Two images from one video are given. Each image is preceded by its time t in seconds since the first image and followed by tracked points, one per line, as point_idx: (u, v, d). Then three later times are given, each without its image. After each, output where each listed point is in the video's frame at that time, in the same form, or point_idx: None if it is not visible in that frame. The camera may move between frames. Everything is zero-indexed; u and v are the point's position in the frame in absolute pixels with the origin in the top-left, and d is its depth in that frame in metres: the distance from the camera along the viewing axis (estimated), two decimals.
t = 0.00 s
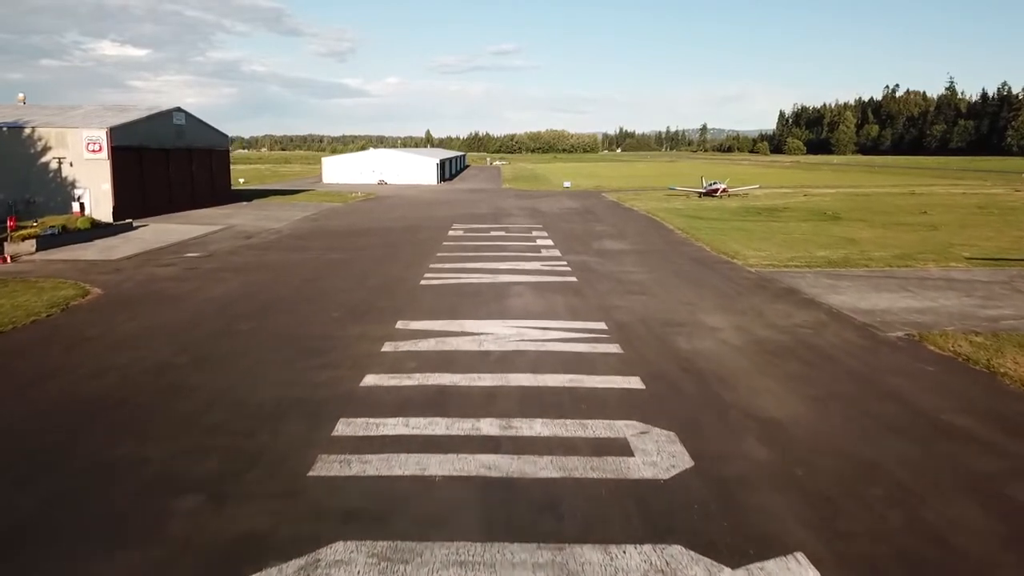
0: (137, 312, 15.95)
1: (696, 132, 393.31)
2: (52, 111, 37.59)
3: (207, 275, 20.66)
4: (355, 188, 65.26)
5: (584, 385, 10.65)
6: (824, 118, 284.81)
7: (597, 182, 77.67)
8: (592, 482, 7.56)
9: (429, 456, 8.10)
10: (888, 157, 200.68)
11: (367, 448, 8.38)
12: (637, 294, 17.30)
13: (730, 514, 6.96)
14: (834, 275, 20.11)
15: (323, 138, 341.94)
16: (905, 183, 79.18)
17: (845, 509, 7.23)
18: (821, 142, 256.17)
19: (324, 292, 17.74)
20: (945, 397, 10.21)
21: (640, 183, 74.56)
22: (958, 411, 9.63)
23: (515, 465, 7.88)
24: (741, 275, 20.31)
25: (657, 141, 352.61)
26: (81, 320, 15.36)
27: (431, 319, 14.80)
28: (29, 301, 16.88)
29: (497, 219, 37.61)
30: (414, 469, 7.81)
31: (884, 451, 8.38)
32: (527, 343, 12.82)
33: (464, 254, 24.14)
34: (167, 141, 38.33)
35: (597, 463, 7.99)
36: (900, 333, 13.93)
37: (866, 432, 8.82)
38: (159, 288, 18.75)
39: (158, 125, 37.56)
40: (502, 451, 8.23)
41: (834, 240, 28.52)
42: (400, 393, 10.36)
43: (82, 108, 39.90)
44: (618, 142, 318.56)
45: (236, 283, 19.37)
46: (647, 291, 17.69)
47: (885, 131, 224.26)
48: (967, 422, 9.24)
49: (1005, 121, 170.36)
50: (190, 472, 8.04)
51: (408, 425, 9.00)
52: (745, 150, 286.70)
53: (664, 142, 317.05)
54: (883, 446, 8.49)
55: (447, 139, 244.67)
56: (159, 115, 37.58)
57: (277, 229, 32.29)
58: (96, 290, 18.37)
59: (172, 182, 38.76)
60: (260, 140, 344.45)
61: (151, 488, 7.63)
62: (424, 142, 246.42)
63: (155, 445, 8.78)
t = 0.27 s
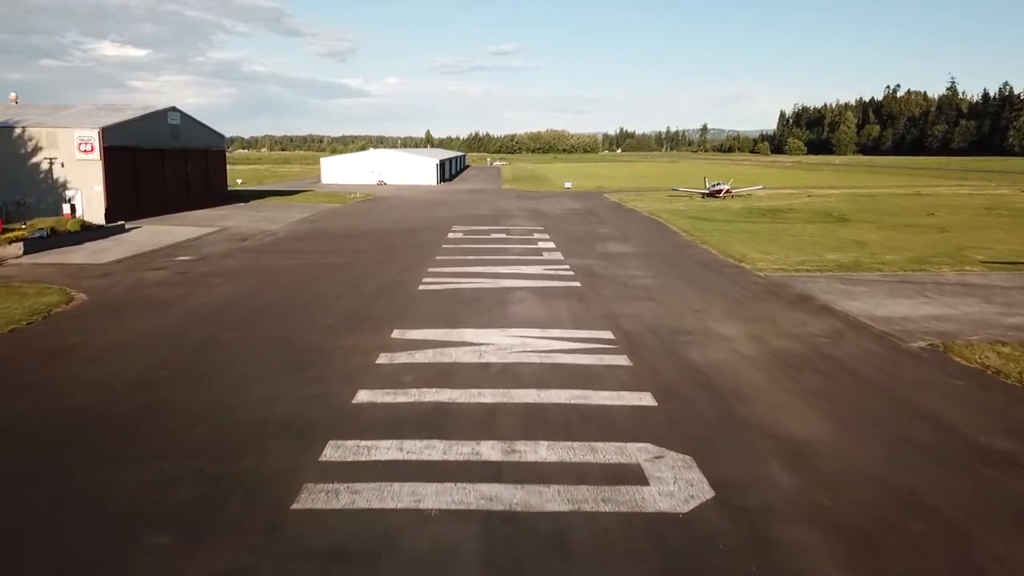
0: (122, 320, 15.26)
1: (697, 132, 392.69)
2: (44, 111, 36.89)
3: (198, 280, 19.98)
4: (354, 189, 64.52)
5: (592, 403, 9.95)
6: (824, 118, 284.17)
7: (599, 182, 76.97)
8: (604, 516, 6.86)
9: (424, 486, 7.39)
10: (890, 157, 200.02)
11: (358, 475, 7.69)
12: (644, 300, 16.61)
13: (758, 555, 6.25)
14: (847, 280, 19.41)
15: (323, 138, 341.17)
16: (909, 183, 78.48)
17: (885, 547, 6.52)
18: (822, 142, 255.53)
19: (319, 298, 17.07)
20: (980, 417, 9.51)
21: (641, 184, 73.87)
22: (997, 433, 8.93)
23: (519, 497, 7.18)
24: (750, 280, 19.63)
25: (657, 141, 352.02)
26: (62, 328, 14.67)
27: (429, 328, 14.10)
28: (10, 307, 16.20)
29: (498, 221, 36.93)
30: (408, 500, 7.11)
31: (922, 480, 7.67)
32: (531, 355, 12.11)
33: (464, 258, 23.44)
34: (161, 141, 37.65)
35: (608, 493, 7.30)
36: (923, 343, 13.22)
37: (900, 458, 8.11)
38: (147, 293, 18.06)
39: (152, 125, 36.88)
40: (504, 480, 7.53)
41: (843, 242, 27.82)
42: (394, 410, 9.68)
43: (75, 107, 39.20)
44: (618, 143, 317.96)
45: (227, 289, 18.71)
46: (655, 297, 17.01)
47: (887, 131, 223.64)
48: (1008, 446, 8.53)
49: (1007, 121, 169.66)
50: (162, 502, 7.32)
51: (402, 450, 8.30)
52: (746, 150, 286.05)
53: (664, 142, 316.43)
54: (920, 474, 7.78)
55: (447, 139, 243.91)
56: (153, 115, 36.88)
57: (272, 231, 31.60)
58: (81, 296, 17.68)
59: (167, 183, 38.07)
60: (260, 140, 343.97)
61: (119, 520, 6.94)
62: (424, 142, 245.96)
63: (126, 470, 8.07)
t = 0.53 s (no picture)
0: (106, 329, 14.57)
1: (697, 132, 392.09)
2: (36, 110, 36.20)
3: (188, 285, 19.28)
4: (353, 190, 63.80)
5: (601, 423, 9.26)
6: (825, 118, 283.53)
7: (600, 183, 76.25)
8: (618, 557, 6.17)
9: (419, 522, 6.70)
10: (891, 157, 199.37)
11: (347, 507, 7.02)
12: (651, 307, 15.94)
13: None
14: (861, 285, 18.72)
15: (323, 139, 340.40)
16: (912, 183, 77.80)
17: None
18: (823, 143, 254.88)
19: (313, 306, 16.40)
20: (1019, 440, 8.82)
21: (643, 184, 73.16)
22: None
23: (523, 534, 6.49)
24: (760, 286, 18.95)
25: (658, 141, 351.41)
26: (42, 338, 13.99)
27: (427, 338, 13.41)
28: None
29: (498, 223, 36.24)
30: (401, 539, 6.42)
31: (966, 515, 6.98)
32: (534, 368, 11.42)
33: (463, 262, 22.76)
34: (156, 142, 36.96)
35: (622, 530, 6.61)
36: (948, 354, 12.53)
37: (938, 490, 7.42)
38: (134, 300, 17.38)
39: (146, 125, 36.20)
40: (506, 514, 6.84)
41: (852, 245, 27.13)
42: (388, 432, 9.00)
43: (68, 106, 38.51)
44: (618, 143, 317.43)
45: (218, 295, 18.04)
46: (662, 304, 16.34)
47: (888, 131, 223.00)
48: None
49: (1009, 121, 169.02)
50: (131, 535, 6.65)
51: (396, 478, 7.62)
52: (747, 150, 285.35)
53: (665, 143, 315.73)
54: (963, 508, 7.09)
55: (447, 139, 243.14)
56: (147, 114, 36.22)
57: (268, 234, 30.92)
58: (65, 303, 17.00)
59: (161, 184, 37.40)
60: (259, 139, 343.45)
61: (78, 561, 6.24)
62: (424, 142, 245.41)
63: (94, 500, 7.39)
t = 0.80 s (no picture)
0: (87, 338, 13.90)
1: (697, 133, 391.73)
2: (27, 109, 35.53)
3: (178, 291, 18.61)
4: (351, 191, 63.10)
5: (610, 445, 8.58)
6: (826, 118, 283.03)
7: (601, 184, 75.56)
8: None
9: (412, 566, 6.03)
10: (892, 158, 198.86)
11: (332, 548, 6.34)
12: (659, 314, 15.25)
13: None
14: (875, 291, 18.05)
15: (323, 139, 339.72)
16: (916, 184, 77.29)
17: None
18: (823, 143, 254.52)
19: (305, 313, 15.71)
20: None
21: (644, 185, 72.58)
22: None
23: None
24: (771, 291, 18.26)
25: (658, 142, 351.08)
26: (19, 347, 13.31)
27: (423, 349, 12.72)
28: None
29: (498, 225, 35.55)
30: None
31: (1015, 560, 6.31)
32: (538, 382, 10.73)
33: (463, 265, 22.08)
34: (149, 142, 36.29)
35: None
36: (974, 367, 11.84)
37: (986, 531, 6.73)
38: (120, 307, 16.71)
39: (140, 124, 35.54)
40: (509, 557, 6.16)
41: (862, 248, 26.46)
42: (380, 456, 8.32)
43: (60, 105, 37.85)
44: (619, 143, 317.00)
45: (207, 301, 17.37)
46: (670, 310, 15.66)
47: (889, 131, 222.41)
48: None
49: (1010, 122, 168.51)
50: None
51: (387, 512, 6.94)
52: (747, 150, 284.70)
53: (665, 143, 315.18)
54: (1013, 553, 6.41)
55: (447, 139, 242.38)
56: (141, 114, 35.52)
57: (263, 236, 30.26)
58: (48, 310, 16.34)
59: (155, 185, 36.71)
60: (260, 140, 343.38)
61: None
62: (425, 142, 245.69)
63: (55, 535, 6.73)
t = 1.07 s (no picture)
0: (66, 348, 13.21)
1: (697, 133, 391.02)
2: (18, 109, 34.83)
3: (166, 296, 17.93)
4: (349, 192, 62.38)
5: (621, 472, 7.90)
6: (827, 119, 282.29)
7: (602, 184, 74.81)
8: None
9: None
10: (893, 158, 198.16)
11: None
12: (667, 322, 14.55)
13: None
14: (890, 297, 17.37)
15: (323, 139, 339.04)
16: (920, 185, 76.57)
17: None
18: (824, 143, 253.79)
19: (296, 321, 15.01)
20: None
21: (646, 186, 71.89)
22: None
23: None
24: (782, 297, 17.55)
25: (658, 142, 350.36)
26: None
27: (419, 360, 12.01)
28: None
29: (498, 227, 34.83)
30: None
31: None
32: (541, 398, 10.04)
33: (462, 269, 21.39)
34: (142, 141, 35.61)
35: None
36: (1004, 381, 11.16)
37: None
38: (104, 314, 16.02)
39: (132, 124, 34.85)
40: None
41: (872, 250, 25.77)
42: (370, 485, 7.62)
43: (52, 105, 37.15)
44: (619, 143, 316.29)
45: (195, 308, 16.68)
46: (678, 317, 14.95)
47: (890, 131, 221.75)
48: None
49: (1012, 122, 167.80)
50: None
51: (376, 553, 6.25)
52: (748, 151, 283.96)
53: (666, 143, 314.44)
54: None
55: (448, 140, 241.66)
56: (133, 114, 34.91)
57: (257, 238, 29.58)
58: (28, 317, 15.66)
59: (149, 186, 36.06)
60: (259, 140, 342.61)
61: None
62: (424, 142, 245.06)
63: None
